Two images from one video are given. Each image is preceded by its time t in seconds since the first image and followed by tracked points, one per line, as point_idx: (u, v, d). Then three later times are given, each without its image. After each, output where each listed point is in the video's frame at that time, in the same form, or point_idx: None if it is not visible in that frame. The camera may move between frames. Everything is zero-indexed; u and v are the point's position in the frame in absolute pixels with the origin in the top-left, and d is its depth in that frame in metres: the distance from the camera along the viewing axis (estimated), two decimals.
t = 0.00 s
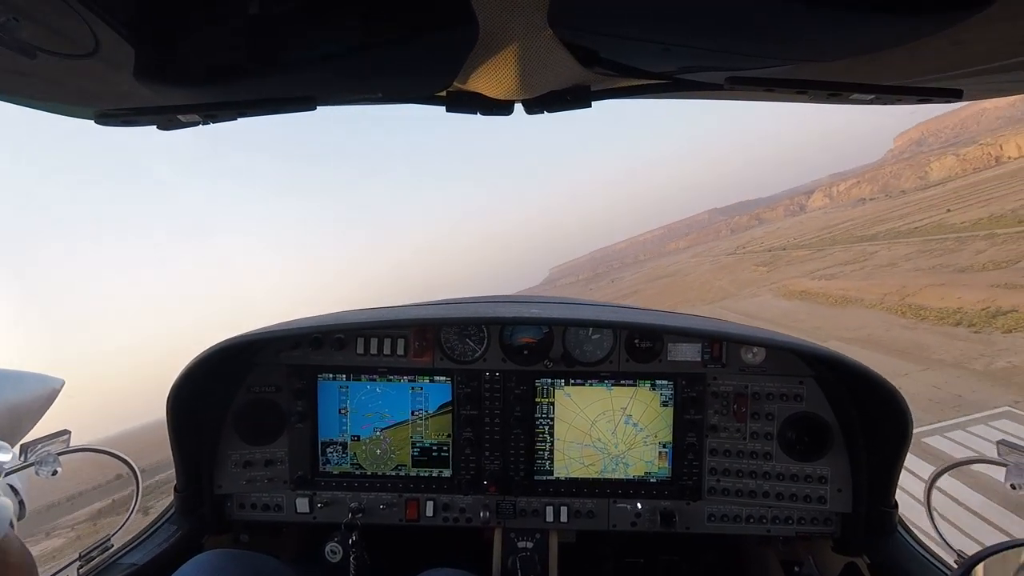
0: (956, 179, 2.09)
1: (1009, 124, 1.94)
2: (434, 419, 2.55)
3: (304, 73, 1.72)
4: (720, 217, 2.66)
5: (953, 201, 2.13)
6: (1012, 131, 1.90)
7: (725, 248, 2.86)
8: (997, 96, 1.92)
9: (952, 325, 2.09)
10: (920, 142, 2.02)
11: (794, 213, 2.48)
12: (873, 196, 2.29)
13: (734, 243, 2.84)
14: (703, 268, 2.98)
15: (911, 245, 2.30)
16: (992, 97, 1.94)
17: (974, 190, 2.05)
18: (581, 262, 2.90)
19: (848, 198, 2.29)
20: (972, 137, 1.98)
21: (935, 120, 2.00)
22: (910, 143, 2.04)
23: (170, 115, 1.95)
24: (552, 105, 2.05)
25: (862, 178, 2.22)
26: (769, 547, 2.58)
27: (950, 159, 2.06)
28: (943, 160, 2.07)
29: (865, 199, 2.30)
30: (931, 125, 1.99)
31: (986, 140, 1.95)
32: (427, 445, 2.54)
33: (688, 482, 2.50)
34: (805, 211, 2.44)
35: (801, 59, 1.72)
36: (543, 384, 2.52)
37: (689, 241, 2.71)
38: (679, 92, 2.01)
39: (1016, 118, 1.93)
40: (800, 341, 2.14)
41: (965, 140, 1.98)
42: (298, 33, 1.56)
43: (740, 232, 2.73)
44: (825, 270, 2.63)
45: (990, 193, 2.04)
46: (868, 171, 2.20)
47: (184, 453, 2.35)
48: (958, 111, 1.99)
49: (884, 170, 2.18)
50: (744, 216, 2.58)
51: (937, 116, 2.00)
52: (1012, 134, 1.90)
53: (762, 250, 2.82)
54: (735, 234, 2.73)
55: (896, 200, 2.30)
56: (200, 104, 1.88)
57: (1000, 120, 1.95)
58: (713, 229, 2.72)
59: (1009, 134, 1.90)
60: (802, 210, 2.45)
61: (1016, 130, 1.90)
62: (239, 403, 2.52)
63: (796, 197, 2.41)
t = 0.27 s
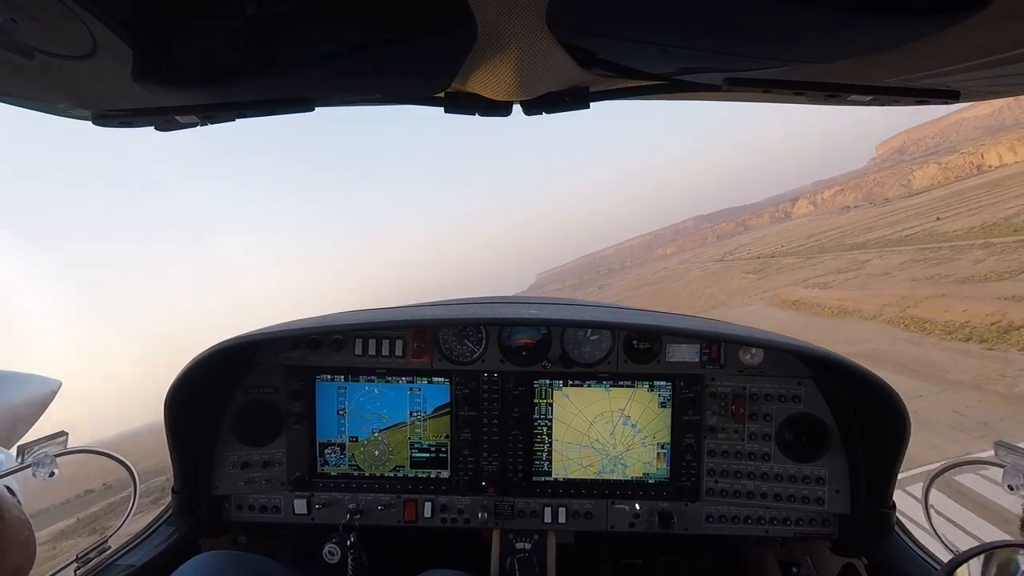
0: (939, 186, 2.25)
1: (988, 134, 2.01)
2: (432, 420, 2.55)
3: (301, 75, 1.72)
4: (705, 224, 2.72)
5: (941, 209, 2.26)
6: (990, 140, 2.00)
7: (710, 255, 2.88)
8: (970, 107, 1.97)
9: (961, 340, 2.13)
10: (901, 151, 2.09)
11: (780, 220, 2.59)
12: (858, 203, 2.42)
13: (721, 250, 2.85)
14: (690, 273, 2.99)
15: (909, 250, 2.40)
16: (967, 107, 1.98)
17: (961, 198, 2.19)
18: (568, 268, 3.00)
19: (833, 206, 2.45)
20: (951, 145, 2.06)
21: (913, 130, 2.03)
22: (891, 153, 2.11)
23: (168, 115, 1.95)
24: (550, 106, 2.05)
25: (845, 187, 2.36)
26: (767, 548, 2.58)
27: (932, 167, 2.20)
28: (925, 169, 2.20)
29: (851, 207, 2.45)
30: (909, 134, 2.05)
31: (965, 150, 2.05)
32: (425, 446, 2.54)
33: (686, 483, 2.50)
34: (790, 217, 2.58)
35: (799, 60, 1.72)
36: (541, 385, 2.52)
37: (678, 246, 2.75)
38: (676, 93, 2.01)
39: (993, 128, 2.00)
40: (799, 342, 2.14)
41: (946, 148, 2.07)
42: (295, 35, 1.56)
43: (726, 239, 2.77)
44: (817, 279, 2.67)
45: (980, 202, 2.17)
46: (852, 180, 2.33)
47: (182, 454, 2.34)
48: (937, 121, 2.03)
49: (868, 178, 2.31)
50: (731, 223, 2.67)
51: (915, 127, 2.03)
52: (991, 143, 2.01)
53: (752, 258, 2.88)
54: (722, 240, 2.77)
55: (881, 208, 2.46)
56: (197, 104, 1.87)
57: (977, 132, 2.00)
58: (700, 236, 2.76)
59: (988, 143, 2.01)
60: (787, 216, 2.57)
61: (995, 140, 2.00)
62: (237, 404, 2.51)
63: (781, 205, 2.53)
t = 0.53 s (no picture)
0: (924, 196, 2.26)
1: (970, 144, 2.01)
2: (430, 420, 2.55)
3: (299, 74, 1.72)
4: (692, 229, 2.78)
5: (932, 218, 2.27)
6: (972, 151, 2.01)
7: (699, 261, 2.90)
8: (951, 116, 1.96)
9: (975, 360, 2.01)
10: (884, 160, 2.11)
11: (768, 228, 2.62)
12: (844, 212, 2.44)
13: (709, 256, 2.88)
14: (678, 280, 3.01)
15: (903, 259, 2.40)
16: (949, 118, 1.97)
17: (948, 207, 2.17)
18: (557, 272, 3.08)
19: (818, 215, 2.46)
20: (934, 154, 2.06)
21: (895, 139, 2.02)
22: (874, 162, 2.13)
23: (166, 114, 1.94)
24: (548, 106, 2.05)
25: (831, 196, 2.36)
26: (765, 548, 2.58)
27: (916, 177, 2.21)
28: (910, 177, 2.20)
29: (837, 216, 2.46)
30: (892, 144, 2.05)
31: (947, 160, 2.07)
32: (423, 446, 2.54)
33: (684, 483, 2.50)
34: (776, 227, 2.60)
35: (796, 60, 1.72)
36: (539, 385, 2.52)
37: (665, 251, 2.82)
38: (674, 93, 2.01)
39: (974, 138, 1.99)
40: (796, 342, 2.15)
41: (930, 158, 2.07)
42: (293, 35, 1.56)
43: (714, 245, 2.82)
44: (811, 287, 2.75)
45: (971, 212, 2.14)
46: (836, 190, 2.33)
47: (179, 455, 2.34)
48: (919, 131, 2.01)
49: (854, 187, 2.32)
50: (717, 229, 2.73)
51: (898, 138, 2.03)
52: (975, 153, 2.02)
53: (741, 266, 2.94)
54: (710, 246, 2.82)
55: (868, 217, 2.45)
56: (195, 104, 1.87)
57: (959, 142, 1.98)
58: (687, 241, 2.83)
59: (970, 154, 2.02)
60: (772, 225, 2.60)
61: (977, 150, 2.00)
62: (235, 404, 2.51)
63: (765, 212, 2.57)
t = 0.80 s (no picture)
0: (910, 208, 2.25)
1: (953, 156, 1.94)
2: (429, 420, 2.54)
3: (299, 74, 1.72)
4: (682, 237, 2.75)
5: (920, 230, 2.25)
6: (956, 163, 1.96)
7: (686, 269, 2.86)
8: (935, 130, 1.92)
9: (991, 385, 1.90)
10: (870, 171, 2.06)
11: (755, 237, 2.63)
12: (830, 223, 2.43)
13: (697, 264, 2.84)
14: (667, 289, 2.95)
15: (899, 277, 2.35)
16: (933, 132, 1.93)
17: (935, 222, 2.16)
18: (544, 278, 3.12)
19: (807, 222, 2.44)
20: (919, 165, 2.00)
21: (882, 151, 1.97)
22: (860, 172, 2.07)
23: (164, 114, 1.94)
24: (547, 106, 2.05)
25: (818, 205, 2.35)
26: (764, 548, 2.59)
27: (902, 188, 2.17)
28: (896, 189, 2.18)
29: (824, 225, 2.44)
30: (879, 156, 2.01)
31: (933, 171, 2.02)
32: (422, 446, 2.54)
33: (682, 483, 2.50)
34: (763, 234, 2.59)
35: (796, 60, 1.73)
36: (538, 385, 2.52)
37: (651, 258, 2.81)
38: (672, 93, 2.01)
39: (957, 150, 1.93)
40: (795, 342, 2.15)
41: (915, 168, 2.02)
42: (292, 34, 1.56)
43: (702, 253, 2.78)
44: (803, 299, 2.65)
45: (962, 225, 2.11)
46: (823, 199, 2.30)
47: (177, 455, 2.33)
48: (903, 144, 1.97)
49: (841, 197, 2.26)
50: (706, 236, 2.67)
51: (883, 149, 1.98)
52: (960, 164, 1.97)
53: (730, 274, 2.84)
54: (698, 254, 2.77)
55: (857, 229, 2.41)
56: (193, 104, 1.87)
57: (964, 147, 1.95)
58: (674, 249, 2.78)
59: (955, 166, 1.97)
60: (760, 233, 2.59)
61: (961, 162, 1.96)
62: (233, 404, 2.51)
63: (754, 221, 2.55)
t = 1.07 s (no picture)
0: (899, 222, 2.39)
1: (938, 174, 2.06)
2: (428, 422, 2.54)
3: (298, 75, 1.72)
4: (671, 246, 2.88)
5: (916, 246, 2.30)
6: (941, 181, 2.09)
7: (676, 277, 2.99)
8: (922, 147, 1.96)
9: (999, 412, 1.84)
10: (858, 184, 2.20)
11: (743, 247, 2.81)
12: (818, 235, 2.61)
13: (686, 273, 2.98)
14: (656, 295, 3.01)
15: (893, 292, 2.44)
16: (921, 148, 1.98)
17: (925, 238, 2.27)
18: (530, 282, 3.13)
19: (794, 234, 2.65)
20: (905, 181, 2.15)
21: (869, 166, 2.09)
22: (849, 185, 2.23)
23: (164, 117, 1.94)
24: (547, 108, 2.05)
25: (806, 218, 2.55)
26: (764, 550, 2.58)
27: (890, 203, 2.33)
28: (883, 204, 2.36)
29: (812, 238, 2.65)
30: (867, 172, 2.14)
31: (917, 188, 2.16)
32: (422, 448, 2.54)
33: (682, 485, 2.50)
34: (752, 245, 2.78)
35: (795, 62, 1.72)
36: (538, 387, 2.52)
37: (639, 265, 2.88)
38: (672, 95, 2.01)
39: (942, 167, 2.02)
40: (795, 343, 2.15)
41: (902, 183, 2.16)
42: (291, 35, 1.56)
43: (690, 261, 2.94)
44: (794, 312, 2.66)
45: (954, 242, 2.16)
46: (809, 212, 2.50)
47: (177, 457, 2.33)
48: (892, 160, 2.07)
49: (828, 210, 2.45)
50: (695, 245, 2.83)
51: (872, 164, 2.10)
52: (945, 183, 2.09)
53: (720, 286, 2.92)
54: (687, 262, 2.93)
55: (846, 243, 2.59)
56: (193, 106, 1.87)
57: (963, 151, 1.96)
58: (663, 257, 2.91)
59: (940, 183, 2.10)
60: (749, 243, 2.78)
61: (946, 180, 2.09)
62: (233, 406, 2.51)
63: (743, 231, 2.74)
